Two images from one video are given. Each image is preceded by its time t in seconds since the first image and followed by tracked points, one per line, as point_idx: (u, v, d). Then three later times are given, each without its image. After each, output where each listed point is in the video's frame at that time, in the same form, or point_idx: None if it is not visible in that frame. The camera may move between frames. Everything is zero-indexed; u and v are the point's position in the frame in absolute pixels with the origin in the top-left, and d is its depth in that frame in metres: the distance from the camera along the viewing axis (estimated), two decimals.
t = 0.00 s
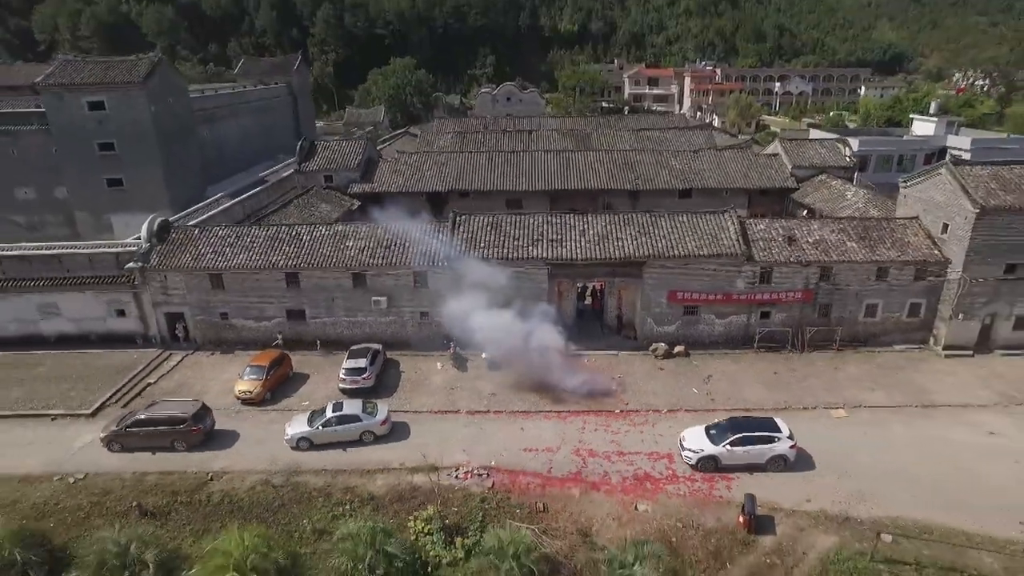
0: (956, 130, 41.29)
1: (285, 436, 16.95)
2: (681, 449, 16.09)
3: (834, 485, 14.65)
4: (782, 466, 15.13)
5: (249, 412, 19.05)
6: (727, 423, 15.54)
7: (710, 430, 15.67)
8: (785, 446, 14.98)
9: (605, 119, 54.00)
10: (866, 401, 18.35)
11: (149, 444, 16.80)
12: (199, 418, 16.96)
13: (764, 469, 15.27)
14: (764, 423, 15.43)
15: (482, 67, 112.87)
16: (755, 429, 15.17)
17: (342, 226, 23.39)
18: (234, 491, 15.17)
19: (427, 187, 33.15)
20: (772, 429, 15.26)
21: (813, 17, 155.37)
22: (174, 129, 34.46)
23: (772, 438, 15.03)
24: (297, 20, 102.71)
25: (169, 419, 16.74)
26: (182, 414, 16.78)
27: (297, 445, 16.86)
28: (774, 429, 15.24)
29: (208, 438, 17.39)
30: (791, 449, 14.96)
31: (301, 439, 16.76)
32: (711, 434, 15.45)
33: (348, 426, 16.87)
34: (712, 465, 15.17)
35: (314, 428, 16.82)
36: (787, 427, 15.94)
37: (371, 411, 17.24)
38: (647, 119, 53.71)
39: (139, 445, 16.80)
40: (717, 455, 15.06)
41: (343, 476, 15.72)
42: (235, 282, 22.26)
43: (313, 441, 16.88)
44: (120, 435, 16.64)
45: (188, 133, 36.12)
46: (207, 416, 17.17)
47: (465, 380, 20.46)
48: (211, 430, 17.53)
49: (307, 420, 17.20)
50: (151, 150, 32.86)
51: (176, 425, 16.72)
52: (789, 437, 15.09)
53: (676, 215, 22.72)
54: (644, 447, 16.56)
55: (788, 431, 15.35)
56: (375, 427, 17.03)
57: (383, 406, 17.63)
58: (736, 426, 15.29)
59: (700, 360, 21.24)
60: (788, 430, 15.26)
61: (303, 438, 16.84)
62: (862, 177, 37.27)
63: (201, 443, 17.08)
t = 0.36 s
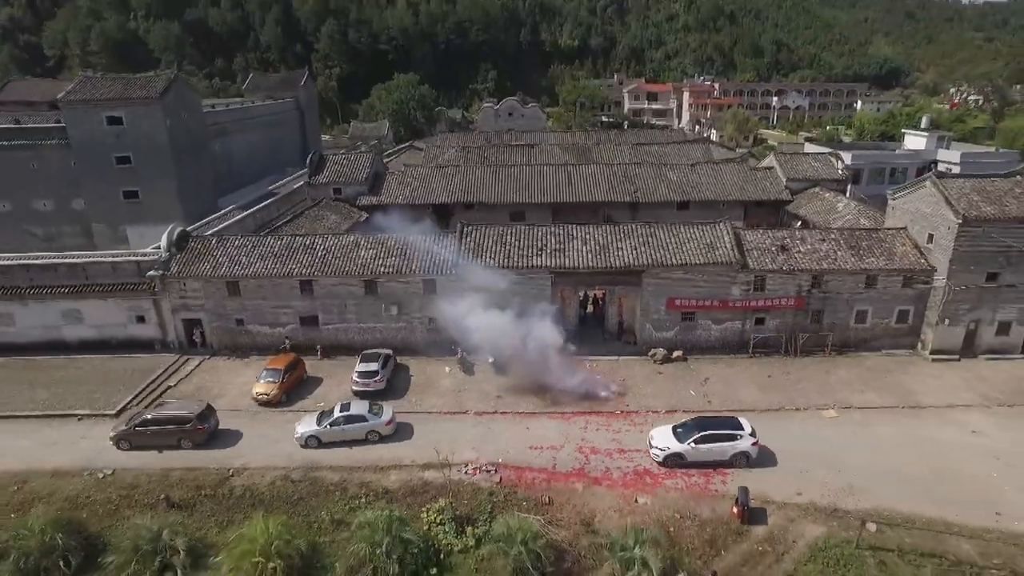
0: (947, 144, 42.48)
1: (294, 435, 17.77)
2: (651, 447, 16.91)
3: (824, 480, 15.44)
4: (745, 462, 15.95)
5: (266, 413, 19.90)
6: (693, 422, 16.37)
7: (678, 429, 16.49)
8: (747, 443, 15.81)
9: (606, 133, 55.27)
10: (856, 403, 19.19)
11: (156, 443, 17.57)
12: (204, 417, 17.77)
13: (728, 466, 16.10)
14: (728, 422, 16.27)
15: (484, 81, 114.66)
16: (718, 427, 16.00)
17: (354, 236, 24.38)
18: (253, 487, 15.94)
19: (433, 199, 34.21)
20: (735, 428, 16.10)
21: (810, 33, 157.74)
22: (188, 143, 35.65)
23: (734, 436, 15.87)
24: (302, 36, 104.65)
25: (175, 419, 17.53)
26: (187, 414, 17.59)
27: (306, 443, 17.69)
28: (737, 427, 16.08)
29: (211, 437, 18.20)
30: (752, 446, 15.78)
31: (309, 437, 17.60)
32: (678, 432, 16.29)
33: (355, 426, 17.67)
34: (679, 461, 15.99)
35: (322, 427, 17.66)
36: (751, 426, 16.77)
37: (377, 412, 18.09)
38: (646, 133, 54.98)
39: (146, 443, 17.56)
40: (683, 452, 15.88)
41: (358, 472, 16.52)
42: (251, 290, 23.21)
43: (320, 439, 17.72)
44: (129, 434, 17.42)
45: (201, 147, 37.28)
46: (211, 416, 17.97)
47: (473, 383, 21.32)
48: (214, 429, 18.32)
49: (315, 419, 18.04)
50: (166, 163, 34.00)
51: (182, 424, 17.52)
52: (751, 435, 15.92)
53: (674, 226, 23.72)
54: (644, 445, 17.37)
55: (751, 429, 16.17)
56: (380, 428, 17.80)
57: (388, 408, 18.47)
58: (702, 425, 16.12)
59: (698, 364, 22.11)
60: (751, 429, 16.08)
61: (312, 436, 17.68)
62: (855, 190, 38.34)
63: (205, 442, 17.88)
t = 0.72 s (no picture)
0: (938, 158, 43.67)
1: (302, 435, 18.62)
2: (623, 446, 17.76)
3: (814, 478, 16.26)
4: (711, 461, 16.82)
5: (280, 416, 20.73)
6: (663, 423, 17.22)
7: (649, 429, 17.34)
8: (714, 443, 16.67)
9: (606, 148, 56.53)
10: (846, 406, 20.06)
11: (160, 443, 18.33)
12: (206, 419, 18.53)
13: (695, 464, 16.98)
14: (697, 423, 17.14)
15: (485, 96, 116.49)
16: (686, 427, 16.87)
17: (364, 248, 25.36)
18: (272, 484, 16.64)
19: (439, 212, 35.25)
20: (703, 428, 16.96)
21: (807, 49, 160.14)
22: (201, 158, 36.78)
23: (701, 436, 16.74)
24: (307, 52, 106.59)
25: (179, 421, 18.30)
26: (190, 416, 18.35)
27: (312, 443, 18.52)
28: (704, 428, 16.95)
29: (213, 438, 18.96)
30: (718, 446, 16.64)
31: (316, 437, 18.42)
32: (649, 432, 17.14)
33: (359, 427, 18.50)
34: (648, 460, 16.86)
35: (328, 428, 18.50)
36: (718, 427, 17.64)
37: (381, 415, 18.93)
38: (645, 147, 56.23)
39: (151, 443, 18.34)
40: (652, 451, 16.74)
41: (371, 470, 17.32)
42: (266, 299, 24.13)
43: (327, 440, 18.54)
44: (135, 434, 18.21)
45: (212, 161, 38.43)
46: (213, 418, 18.72)
47: (479, 388, 22.18)
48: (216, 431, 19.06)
49: (323, 420, 18.90)
50: (180, 177, 35.10)
51: (185, 426, 18.28)
52: (717, 435, 16.79)
53: (672, 238, 24.71)
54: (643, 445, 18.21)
55: (718, 429, 17.03)
56: (384, 430, 18.59)
57: (392, 411, 19.29)
58: (671, 426, 16.96)
59: (695, 370, 22.99)
60: (717, 429, 16.94)
61: (319, 437, 18.51)
62: (849, 203, 39.43)
63: (208, 443, 18.63)
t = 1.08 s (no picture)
0: (930, 174, 44.88)
1: (310, 437, 19.45)
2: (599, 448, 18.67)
3: (806, 478, 17.08)
4: (682, 462, 17.73)
5: (293, 420, 21.57)
6: (637, 425, 18.17)
7: (624, 430, 18.28)
8: (684, 444, 17.60)
9: (606, 163, 57.85)
10: (838, 411, 20.92)
11: (161, 445, 19.17)
12: (205, 423, 19.38)
13: (668, 463, 17.92)
14: (668, 425, 18.10)
15: (486, 112, 118.29)
16: (658, 429, 17.83)
17: (374, 259, 26.34)
18: (290, 484, 17.39)
19: (445, 226, 36.28)
20: (674, 430, 17.90)
21: (803, 65, 162.56)
22: (213, 173, 37.88)
23: (672, 437, 17.67)
24: (312, 68, 108.48)
25: (179, 424, 19.15)
26: (190, 419, 19.20)
27: (319, 444, 19.33)
28: (676, 430, 17.88)
29: (212, 441, 19.80)
30: (688, 447, 17.57)
31: (323, 439, 19.24)
32: (623, 433, 18.08)
33: (364, 430, 19.31)
34: (621, 460, 17.77)
35: (335, 430, 19.31)
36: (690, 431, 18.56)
37: (385, 419, 19.68)
38: (644, 162, 57.52)
39: (151, 445, 19.18)
40: (625, 451, 17.66)
41: (384, 470, 18.12)
42: (279, 308, 25.04)
43: (333, 442, 19.34)
44: (137, 437, 19.04)
45: (223, 175, 39.52)
46: (212, 422, 19.59)
47: (486, 394, 23.03)
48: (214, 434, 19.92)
49: (329, 423, 19.70)
50: (193, 191, 36.17)
51: (185, 429, 19.13)
52: (688, 437, 17.71)
53: (670, 250, 25.70)
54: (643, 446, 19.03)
55: (688, 432, 17.97)
56: (387, 433, 19.40)
57: (395, 415, 20.07)
58: (643, 428, 17.92)
59: (694, 377, 23.86)
60: (688, 431, 17.87)
61: (325, 439, 19.32)
62: (843, 217, 40.52)
63: (206, 445, 19.47)
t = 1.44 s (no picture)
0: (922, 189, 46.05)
1: (317, 440, 20.29)
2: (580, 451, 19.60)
3: (800, 479, 17.91)
4: (656, 464, 18.64)
5: (307, 425, 22.40)
6: (616, 428, 19.16)
7: (602, 433, 19.27)
8: (658, 446, 18.54)
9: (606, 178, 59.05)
10: (832, 416, 21.79)
11: (160, 448, 19.98)
12: (202, 427, 20.21)
13: (644, 465, 18.81)
14: (645, 429, 19.07)
15: (488, 127, 120.00)
16: (634, 432, 18.81)
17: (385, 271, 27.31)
18: (307, 484, 18.19)
19: (450, 239, 37.33)
20: (650, 433, 18.86)
21: (800, 81, 164.84)
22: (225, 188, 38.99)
23: (647, 440, 18.60)
24: (316, 85, 110.33)
25: (177, 427, 19.98)
26: (188, 423, 20.03)
27: (326, 447, 20.16)
28: (651, 433, 18.84)
29: (209, 444, 20.60)
30: (663, 449, 18.49)
31: (330, 442, 20.07)
32: (601, 436, 19.07)
33: (368, 435, 20.16)
34: (599, 461, 18.72)
35: (340, 434, 20.17)
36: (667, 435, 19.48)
37: (389, 424, 20.46)
38: (643, 177, 58.72)
39: (151, 448, 19.99)
40: (603, 453, 18.63)
41: (397, 471, 18.94)
42: (293, 318, 25.94)
43: (339, 445, 20.19)
44: (137, 440, 19.87)
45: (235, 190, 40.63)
46: (209, 426, 20.41)
47: (493, 400, 23.88)
48: (211, 438, 20.73)
49: (336, 427, 20.54)
50: (206, 206, 37.21)
51: (183, 432, 19.95)
52: (662, 439, 18.63)
53: (670, 263, 26.68)
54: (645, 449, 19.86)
55: (664, 435, 18.92)
56: (391, 437, 20.24)
57: (398, 420, 20.86)
58: (621, 431, 18.91)
59: (693, 385, 24.73)
60: (663, 434, 18.80)
61: (332, 442, 20.16)
62: (839, 230, 41.57)
63: (203, 449, 20.28)
